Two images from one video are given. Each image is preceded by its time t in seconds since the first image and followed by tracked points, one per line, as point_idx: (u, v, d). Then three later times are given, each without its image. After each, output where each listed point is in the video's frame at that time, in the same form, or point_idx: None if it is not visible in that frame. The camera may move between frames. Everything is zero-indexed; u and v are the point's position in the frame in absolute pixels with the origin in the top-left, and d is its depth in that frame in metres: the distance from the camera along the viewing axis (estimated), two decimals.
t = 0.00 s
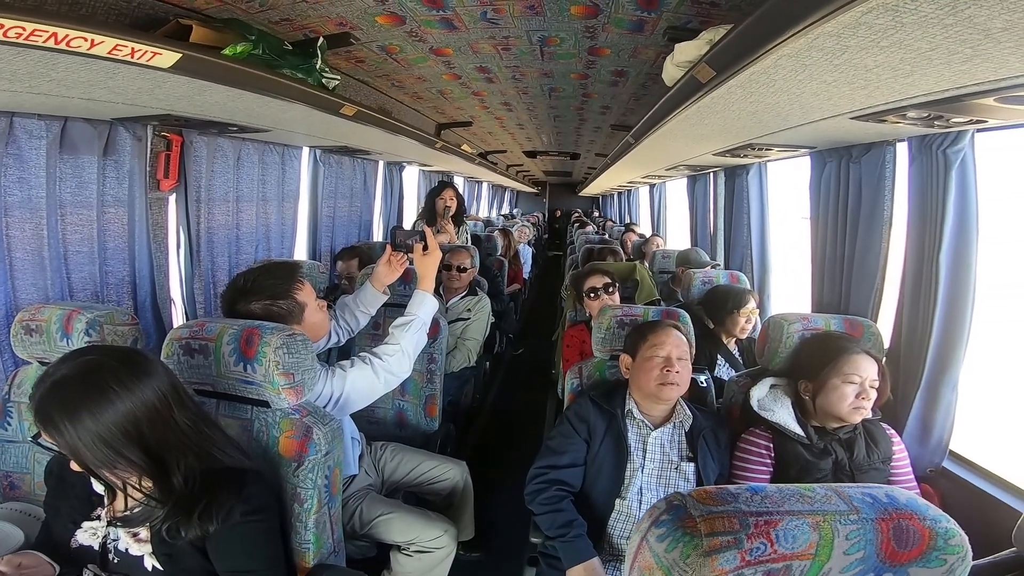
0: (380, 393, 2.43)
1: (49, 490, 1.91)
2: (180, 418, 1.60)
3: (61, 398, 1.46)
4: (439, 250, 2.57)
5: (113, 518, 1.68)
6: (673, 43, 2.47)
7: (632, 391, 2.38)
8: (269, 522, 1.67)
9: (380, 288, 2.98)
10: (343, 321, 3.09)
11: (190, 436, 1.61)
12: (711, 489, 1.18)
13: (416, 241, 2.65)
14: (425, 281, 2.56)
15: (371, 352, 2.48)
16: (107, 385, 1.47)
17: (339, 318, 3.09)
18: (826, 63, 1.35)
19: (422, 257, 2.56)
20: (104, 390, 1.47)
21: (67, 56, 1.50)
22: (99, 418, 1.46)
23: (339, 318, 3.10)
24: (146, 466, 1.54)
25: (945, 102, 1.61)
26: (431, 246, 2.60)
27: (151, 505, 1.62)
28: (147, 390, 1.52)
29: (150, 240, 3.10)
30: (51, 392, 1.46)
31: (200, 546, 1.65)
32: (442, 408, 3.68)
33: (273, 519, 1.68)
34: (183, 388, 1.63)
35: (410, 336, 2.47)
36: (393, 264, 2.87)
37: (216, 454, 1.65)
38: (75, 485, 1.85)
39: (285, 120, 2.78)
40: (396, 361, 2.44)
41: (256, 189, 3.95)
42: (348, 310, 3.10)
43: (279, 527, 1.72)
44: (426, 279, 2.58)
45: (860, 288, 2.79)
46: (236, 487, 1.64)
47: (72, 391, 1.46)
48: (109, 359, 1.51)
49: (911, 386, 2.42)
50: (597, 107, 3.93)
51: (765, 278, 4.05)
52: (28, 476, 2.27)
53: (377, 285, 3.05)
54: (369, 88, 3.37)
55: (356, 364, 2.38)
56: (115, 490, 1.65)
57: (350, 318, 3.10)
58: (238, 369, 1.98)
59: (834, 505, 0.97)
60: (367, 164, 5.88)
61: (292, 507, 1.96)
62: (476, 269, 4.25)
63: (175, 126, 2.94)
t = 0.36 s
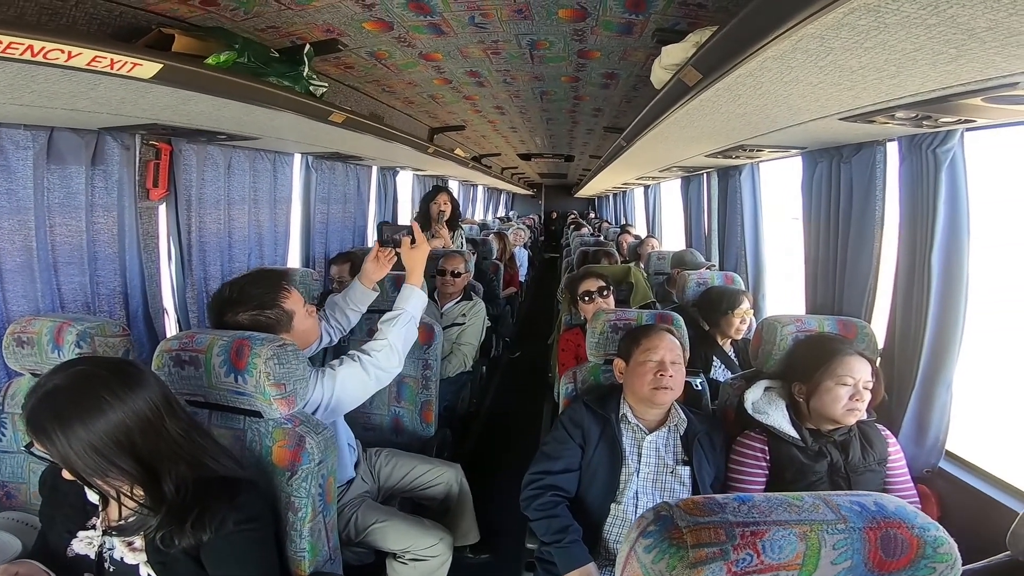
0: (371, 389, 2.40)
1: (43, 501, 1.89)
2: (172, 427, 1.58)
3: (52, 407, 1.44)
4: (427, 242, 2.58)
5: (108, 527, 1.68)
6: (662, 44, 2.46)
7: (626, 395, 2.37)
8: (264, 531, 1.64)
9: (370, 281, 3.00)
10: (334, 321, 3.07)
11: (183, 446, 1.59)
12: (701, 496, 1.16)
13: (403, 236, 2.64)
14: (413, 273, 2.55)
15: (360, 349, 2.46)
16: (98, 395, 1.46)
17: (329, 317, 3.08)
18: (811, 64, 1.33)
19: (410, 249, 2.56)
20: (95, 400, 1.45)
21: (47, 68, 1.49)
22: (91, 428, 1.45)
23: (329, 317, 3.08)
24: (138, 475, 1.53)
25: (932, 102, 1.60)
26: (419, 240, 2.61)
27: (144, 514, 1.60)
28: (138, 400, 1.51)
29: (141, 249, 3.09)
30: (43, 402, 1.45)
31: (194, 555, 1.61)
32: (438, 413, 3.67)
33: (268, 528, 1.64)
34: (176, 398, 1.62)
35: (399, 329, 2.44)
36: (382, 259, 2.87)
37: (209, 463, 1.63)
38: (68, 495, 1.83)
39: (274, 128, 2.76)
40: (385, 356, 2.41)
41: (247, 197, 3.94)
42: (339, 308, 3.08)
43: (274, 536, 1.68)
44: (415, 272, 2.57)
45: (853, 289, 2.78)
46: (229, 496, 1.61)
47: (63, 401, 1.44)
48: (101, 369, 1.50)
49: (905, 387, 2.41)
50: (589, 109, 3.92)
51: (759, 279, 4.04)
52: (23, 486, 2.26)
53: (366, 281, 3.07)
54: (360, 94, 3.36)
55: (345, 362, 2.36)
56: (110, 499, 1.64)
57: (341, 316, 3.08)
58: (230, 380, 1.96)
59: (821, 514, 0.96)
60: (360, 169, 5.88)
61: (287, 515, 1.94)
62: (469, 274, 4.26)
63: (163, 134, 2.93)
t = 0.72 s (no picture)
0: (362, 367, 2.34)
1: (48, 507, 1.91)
2: (172, 434, 1.59)
3: (54, 416, 1.45)
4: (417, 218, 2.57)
5: (112, 532, 1.67)
6: (653, 48, 2.48)
7: (623, 398, 2.38)
8: (265, 535, 1.66)
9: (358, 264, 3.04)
10: (326, 304, 3.09)
11: (182, 452, 1.60)
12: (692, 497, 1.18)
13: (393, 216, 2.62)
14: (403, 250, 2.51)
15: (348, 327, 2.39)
16: (98, 404, 1.47)
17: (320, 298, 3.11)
18: (795, 69, 1.35)
19: (401, 225, 2.55)
20: (95, 409, 1.47)
21: (43, 81, 1.51)
22: (92, 435, 1.46)
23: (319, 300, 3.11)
24: (139, 481, 1.54)
25: (919, 103, 1.61)
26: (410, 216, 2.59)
27: (146, 519, 1.60)
28: (138, 408, 1.52)
29: (140, 257, 3.12)
30: (43, 410, 1.46)
31: (197, 558, 1.63)
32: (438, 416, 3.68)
33: (268, 531, 1.67)
34: (174, 405, 1.63)
35: (381, 301, 2.38)
36: (375, 237, 2.85)
37: (208, 468, 1.65)
38: (73, 501, 1.84)
39: (270, 136, 2.79)
40: (370, 329, 2.36)
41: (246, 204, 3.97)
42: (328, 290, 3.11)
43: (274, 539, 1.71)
44: (404, 248, 2.54)
45: (847, 289, 2.80)
46: (228, 502, 1.63)
47: (64, 411, 1.45)
48: (100, 378, 1.51)
49: (900, 386, 2.43)
50: (584, 113, 3.94)
51: (756, 279, 4.06)
52: (28, 493, 2.28)
53: (358, 260, 3.05)
54: (355, 100, 3.38)
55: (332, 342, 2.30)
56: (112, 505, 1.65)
57: (332, 299, 3.09)
58: (230, 388, 1.98)
59: (806, 515, 0.97)
60: (357, 174, 5.90)
61: (288, 519, 1.96)
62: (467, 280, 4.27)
63: (161, 143, 2.95)
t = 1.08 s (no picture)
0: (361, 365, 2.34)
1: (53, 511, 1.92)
2: (177, 437, 1.60)
3: (61, 420, 1.46)
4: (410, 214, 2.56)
5: (118, 536, 1.68)
6: (651, 50, 2.49)
7: (623, 399, 2.38)
8: (269, 538, 1.67)
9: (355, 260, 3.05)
10: (328, 301, 3.09)
11: (188, 455, 1.61)
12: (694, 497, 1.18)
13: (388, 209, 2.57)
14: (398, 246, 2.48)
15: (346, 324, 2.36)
16: (105, 407, 1.48)
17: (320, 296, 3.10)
18: (790, 70, 1.36)
19: (394, 220, 2.52)
20: (102, 412, 1.47)
21: (44, 88, 1.52)
22: (99, 438, 1.47)
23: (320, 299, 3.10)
24: (145, 485, 1.54)
25: (915, 104, 1.62)
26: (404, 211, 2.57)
27: (152, 522, 1.60)
28: (144, 411, 1.53)
29: (141, 262, 3.13)
30: (51, 414, 1.47)
31: (202, 562, 1.64)
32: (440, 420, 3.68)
33: (272, 535, 1.67)
34: (179, 410, 1.64)
35: (375, 299, 2.35)
36: (372, 232, 2.83)
37: (212, 471, 1.65)
38: (79, 504, 1.85)
39: (270, 141, 2.80)
40: (366, 327, 2.34)
41: (247, 209, 3.97)
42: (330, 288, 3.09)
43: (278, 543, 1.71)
44: (399, 243, 2.50)
45: (847, 290, 2.80)
46: (233, 506, 1.63)
47: (72, 414, 1.46)
48: (107, 382, 1.52)
49: (901, 386, 2.43)
50: (582, 115, 3.95)
51: (756, 279, 4.06)
52: (33, 497, 2.29)
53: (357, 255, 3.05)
54: (354, 105, 3.39)
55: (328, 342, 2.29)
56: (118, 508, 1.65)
57: (333, 296, 3.08)
58: (233, 392, 1.99)
59: (807, 514, 0.98)
60: (357, 179, 5.92)
61: (292, 522, 1.97)
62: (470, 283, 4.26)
63: (161, 149, 2.97)
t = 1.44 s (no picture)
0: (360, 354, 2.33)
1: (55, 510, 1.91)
2: (179, 436, 1.59)
3: (62, 417, 1.45)
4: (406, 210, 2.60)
5: (119, 535, 1.67)
6: (657, 51, 2.49)
7: (628, 399, 2.37)
8: (270, 538, 1.66)
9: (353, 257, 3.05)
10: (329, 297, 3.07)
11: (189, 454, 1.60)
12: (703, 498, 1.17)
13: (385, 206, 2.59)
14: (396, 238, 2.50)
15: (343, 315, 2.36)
16: (107, 404, 1.47)
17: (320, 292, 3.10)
18: (801, 70, 1.35)
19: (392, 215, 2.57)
20: (104, 409, 1.47)
21: (52, 84, 1.51)
22: (99, 436, 1.46)
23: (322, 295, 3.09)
24: (145, 483, 1.53)
25: (924, 104, 1.61)
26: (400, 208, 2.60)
27: (152, 521, 1.58)
28: (146, 410, 1.52)
29: (145, 260, 3.12)
30: (52, 411, 1.46)
31: (203, 562, 1.62)
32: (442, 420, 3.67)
33: (274, 535, 1.66)
34: (181, 408, 1.63)
35: (373, 289, 2.35)
36: (371, 227, 2.77)
37: (214, 470, 1.65)
38: (80, 503, 1.84)
39: (276, 140, 2.80)
40: (365, 316, 2.33)
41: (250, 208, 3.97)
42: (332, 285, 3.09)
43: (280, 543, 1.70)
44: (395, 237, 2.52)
45: (853, 291, 2.80)
46: (235, 505, 1.62)
47: (73, 411, 1.45)
48: (110, 380, 1.52)
49: (908, 388, 2.42)
50: (587, 116, 3.95)
51: (760, 281, 4.06)
52: (34, 496, 2.28)
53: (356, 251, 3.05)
54: (359, 104, 3.39)
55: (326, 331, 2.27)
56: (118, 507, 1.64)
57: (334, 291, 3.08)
58: (237, 391, 1.98)
59: (820, 513, 0.97)
60: (360, 179, 5.92)
61: (295, 523, 1.96)
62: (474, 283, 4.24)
63: (166, 147, 2.96)
